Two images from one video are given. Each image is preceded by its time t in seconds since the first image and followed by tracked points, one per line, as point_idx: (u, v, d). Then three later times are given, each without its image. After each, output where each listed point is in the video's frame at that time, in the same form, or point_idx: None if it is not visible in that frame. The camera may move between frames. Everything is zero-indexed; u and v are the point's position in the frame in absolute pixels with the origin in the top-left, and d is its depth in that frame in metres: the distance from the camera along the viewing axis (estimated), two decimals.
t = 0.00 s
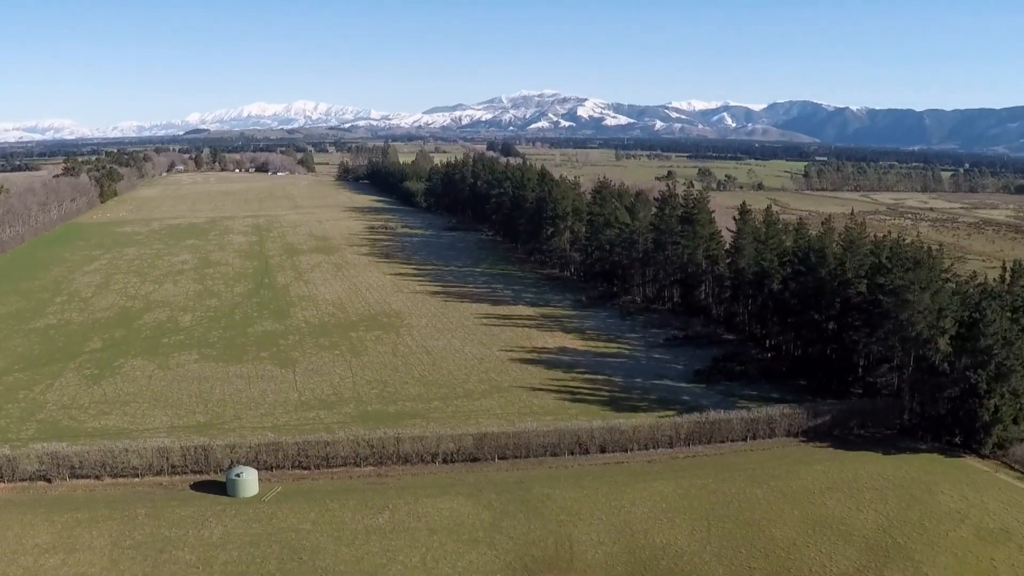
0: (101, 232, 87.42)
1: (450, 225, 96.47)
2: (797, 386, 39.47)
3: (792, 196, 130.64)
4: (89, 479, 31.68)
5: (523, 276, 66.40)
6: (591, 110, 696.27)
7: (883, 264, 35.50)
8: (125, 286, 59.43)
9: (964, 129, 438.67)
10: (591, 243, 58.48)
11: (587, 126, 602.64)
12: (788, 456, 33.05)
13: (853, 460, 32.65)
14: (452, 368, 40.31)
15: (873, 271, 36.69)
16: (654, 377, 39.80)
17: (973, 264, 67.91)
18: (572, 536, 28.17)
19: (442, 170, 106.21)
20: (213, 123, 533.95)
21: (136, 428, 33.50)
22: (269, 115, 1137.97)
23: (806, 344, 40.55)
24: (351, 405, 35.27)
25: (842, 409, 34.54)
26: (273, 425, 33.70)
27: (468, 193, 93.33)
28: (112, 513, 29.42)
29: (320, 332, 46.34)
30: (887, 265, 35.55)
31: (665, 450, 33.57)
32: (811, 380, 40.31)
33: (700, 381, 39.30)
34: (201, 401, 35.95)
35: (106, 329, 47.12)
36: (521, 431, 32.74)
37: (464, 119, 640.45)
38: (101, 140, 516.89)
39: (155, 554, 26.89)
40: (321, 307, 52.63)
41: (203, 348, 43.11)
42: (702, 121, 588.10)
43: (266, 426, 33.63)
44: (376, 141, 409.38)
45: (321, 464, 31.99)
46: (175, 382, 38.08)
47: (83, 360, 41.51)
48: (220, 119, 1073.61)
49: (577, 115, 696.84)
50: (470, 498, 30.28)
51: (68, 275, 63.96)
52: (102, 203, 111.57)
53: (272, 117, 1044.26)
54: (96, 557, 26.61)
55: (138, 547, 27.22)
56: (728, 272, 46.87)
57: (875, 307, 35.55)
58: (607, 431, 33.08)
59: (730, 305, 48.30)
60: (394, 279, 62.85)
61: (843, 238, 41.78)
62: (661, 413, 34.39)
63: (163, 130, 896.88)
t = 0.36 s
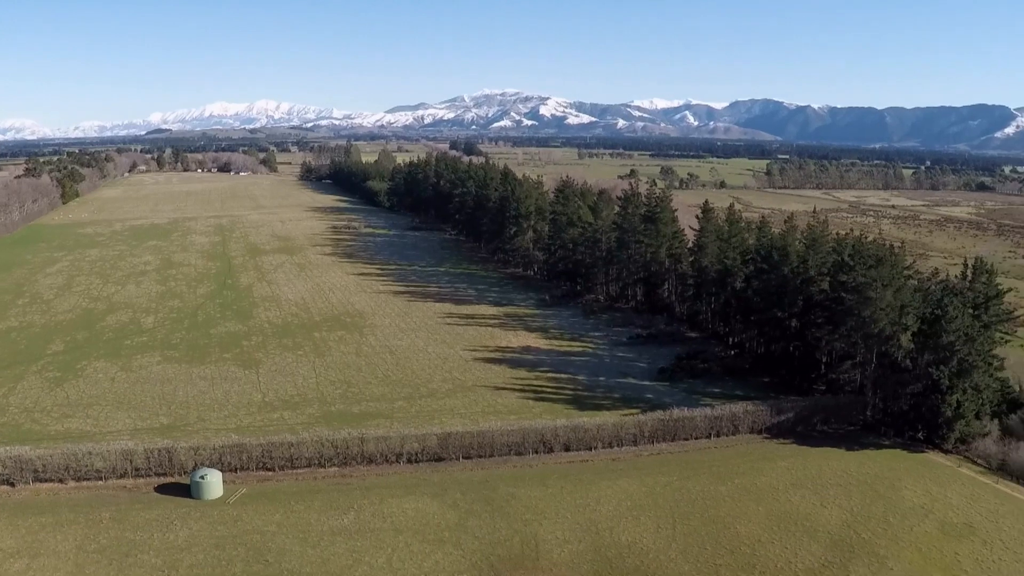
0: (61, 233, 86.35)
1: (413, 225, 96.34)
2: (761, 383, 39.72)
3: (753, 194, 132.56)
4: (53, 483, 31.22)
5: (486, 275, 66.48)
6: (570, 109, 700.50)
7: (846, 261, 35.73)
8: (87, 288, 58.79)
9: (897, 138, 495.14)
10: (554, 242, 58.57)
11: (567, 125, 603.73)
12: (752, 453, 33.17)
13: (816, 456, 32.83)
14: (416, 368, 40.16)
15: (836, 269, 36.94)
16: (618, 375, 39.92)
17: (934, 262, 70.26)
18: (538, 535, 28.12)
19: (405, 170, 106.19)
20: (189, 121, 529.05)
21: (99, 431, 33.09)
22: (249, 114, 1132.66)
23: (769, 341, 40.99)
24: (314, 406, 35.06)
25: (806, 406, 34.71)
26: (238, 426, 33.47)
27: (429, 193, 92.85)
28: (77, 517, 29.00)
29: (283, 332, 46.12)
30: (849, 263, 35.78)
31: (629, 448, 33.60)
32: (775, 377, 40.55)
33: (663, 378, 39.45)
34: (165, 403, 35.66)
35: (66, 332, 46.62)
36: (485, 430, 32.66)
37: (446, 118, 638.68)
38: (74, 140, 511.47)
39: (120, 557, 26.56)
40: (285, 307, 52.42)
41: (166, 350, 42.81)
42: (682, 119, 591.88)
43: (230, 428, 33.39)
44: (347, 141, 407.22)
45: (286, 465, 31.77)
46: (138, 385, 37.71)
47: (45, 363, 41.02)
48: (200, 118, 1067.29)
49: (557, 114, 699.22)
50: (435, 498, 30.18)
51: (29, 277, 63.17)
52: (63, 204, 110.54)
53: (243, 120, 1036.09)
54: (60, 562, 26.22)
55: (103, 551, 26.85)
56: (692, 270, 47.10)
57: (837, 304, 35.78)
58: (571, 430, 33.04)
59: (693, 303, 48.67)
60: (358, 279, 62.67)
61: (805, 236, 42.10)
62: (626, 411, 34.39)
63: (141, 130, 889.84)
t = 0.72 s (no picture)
0: (24, 236, 85.21)
1: (376, 225, 96.21)
2: (725, 382, 39.89)
3: (716, 194, 133.99)
4: (17, 489, 30.69)
5: (450, 275, 66.54)
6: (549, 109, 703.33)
7: (810, 260, 35.85)
8: (50, 290, 58.11)
9: (859, 137, 506.69)
10: (518, 243, 58.50)
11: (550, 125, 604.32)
12: (717, 452, 33.25)
13: (782, 454, 32.92)
14: (381, 370, 40.02)
15: (798, 268, 37.11)
16: (583, 375, 39.98)
17: (897, 261, 72.13)
18: (504, 535, 28.04)
19: (368, 170, 106.17)
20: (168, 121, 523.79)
21: (63, 436, 32.65)
22: (231, 115, 1127.95)
23: (733, 340, 41.21)
24: (279, 408, 34.82)
25: (771, 405, 34.87)
26: (203, 429, 33.23)
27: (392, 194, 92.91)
28: (41, 522, 28.51)
29: (247, 335, 45.87)
30: (813, 262, 35.92)
31: (595, 448, 33.58)
32: (740, 376, 40.77)
33: (628, 378, 39.51)
34: (129, 406, 35.35)
35: (28, 336, 46.10)
36: (450, 431, 32.57)
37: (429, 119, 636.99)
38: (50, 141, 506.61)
39: (85, 562, 26.17)
40: (249, 309, 52.18)
41: (130, 353, 42.51)
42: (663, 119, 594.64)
43: (195, 431, 33.11)
44: (234, 142, 405.49)
45: (252, 468, 31.57)
46: (103, 389, 37.30)
47: (8, 367, 40.46)
48: (182, 119, 1061.95)
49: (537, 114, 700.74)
50: (401, 500, 30.05)
51: None
52: (25, 206, 109.49)
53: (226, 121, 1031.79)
54: (24, 568, 25.75)
55: (68, 556, 26.44)
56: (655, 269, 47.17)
57: (800, 303, 35.92)
58: (537, 430, 33.00)
59: (657, 303, 48.86)
60: (321, 280, 62.47)
61: (768, 235, 42.29)
62: (591, 411, 34.36)
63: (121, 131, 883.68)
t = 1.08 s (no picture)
0: None
1: (343, 226, 95.94)
2: (692, 380, 40.07)
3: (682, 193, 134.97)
4: None
5: (417, 276, 66.50)
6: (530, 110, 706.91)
7: (776, 259, 36.01)
8: (15, 293, 57.51)
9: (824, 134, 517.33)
10: (485, 242, 58.47)
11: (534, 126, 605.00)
12: (685, 450, 33.31)
13: (748, 452, 33.05)
14: (348, 371, 39.87)
15: (765, 266, 37.29)
16: (551, 375, 40.00)
17: (862, 259, 73.36)
18: (473, 536, 27.96)
19: (335, 170, 106.03)
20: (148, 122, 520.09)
21: (29, 440, 32.22)
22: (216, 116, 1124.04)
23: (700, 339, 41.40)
24: (247, 410, 34.62)
25: (738, 403, 35.06)
26: (170, 432, 33.01)
27: (359, 194, 92.76)
28: (7, 528, 28.04)
29: (214, 336, 45.66)
30: (779, 260, 36.11)
31: (563, 448, 33.56)
32: (708, 374, 40.89)
33: (595, 377, 39.56)
34: (96, 410, 35.04)
35: None
36: (418, 432, 32.48)
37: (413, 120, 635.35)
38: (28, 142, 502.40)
39: (54, 568, 25.78)
40: (216, 311, 51.99)
41: (96, 356, 42.24)
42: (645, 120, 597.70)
43: (162, 434, 32.86)
44: (207, 144, 405.29)
45: (219, 471, 31.38)
46: (70, 392, 36.92)
47: None
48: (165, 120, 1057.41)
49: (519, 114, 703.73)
50: (370, 501, 29.92)
51: None
52: None
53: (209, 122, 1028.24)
54: None
55: (36, 561, 26.04)
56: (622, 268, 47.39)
57: (767, 302, 36.10)
58: (505, 430, 32.96)
59: (624, 302, 49.06)
60: (288, 281, 62.30)
61: (734, 234, 42.49)
62: (560, 411, 34.34)
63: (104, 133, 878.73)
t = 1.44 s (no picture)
0: None
1: (308, 226, 95.61)
2: (658, 378, 40.35)
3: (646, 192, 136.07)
4: None
5: (382, 275, 66.47)
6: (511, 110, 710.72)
7: (741, 258, 36.37)
8: None
9: (790, 134, 522.56)
10: (450, 242, 58.47)
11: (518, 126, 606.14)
12: (651, 448, 33.43)
13: (714, 450, 33.22)
14: (313, 371, 39.74)
15: (730, 265, 37.60)
16: (516, 374, 40.10)
17: (827, 255, 74.42)
18: (441, 536, 27.88)
19: (299, 170, 105.79)
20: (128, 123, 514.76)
21: None
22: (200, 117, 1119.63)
23: (665, 337, 41.70)
24: (212, 412, 34.40)
25: (703, 401, 35.36)
26: (136, 435, 32.72)
27: (324, 194, 92.62)
28: None
29: (179, 338, 45.43)
30: (744, 259, 36.44)
31: (529, 447, 33.55)
32: (674, 372, 40.90)
33: (561, 376, 39.70)
34: (60, 413, 34.65)
35: None
36: (385, 432, 32.39)
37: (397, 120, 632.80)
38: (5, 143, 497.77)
39: (19, 573, 25.24)
40: (180, 312, 51.78)
41: (60, 358, 41.87)
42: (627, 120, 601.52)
43: (128, 437, 32.56)
44: (183, 144, 403.87)
45: (186, 473, 31.15)
46: (34, 396, 36.41)
47: None
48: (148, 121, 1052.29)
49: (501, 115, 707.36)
50: (336, 503, 29.79)
51: None
52: None
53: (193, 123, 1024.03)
54: None
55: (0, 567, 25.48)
56: (587, 267, 47.29)
57: (732, 300, 36.41)
58: (471, 430, 32.95)
59: (589, 301, 49.25)
60: (253, 281, 62.09)
61: (699, 232, 42.83)
62: (526, 410, 34.37)
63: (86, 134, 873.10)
